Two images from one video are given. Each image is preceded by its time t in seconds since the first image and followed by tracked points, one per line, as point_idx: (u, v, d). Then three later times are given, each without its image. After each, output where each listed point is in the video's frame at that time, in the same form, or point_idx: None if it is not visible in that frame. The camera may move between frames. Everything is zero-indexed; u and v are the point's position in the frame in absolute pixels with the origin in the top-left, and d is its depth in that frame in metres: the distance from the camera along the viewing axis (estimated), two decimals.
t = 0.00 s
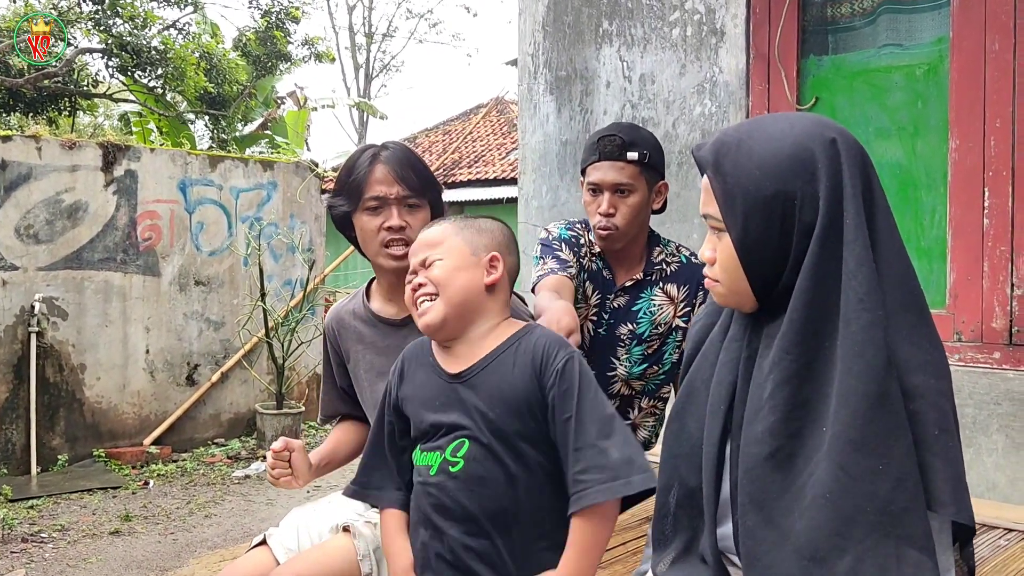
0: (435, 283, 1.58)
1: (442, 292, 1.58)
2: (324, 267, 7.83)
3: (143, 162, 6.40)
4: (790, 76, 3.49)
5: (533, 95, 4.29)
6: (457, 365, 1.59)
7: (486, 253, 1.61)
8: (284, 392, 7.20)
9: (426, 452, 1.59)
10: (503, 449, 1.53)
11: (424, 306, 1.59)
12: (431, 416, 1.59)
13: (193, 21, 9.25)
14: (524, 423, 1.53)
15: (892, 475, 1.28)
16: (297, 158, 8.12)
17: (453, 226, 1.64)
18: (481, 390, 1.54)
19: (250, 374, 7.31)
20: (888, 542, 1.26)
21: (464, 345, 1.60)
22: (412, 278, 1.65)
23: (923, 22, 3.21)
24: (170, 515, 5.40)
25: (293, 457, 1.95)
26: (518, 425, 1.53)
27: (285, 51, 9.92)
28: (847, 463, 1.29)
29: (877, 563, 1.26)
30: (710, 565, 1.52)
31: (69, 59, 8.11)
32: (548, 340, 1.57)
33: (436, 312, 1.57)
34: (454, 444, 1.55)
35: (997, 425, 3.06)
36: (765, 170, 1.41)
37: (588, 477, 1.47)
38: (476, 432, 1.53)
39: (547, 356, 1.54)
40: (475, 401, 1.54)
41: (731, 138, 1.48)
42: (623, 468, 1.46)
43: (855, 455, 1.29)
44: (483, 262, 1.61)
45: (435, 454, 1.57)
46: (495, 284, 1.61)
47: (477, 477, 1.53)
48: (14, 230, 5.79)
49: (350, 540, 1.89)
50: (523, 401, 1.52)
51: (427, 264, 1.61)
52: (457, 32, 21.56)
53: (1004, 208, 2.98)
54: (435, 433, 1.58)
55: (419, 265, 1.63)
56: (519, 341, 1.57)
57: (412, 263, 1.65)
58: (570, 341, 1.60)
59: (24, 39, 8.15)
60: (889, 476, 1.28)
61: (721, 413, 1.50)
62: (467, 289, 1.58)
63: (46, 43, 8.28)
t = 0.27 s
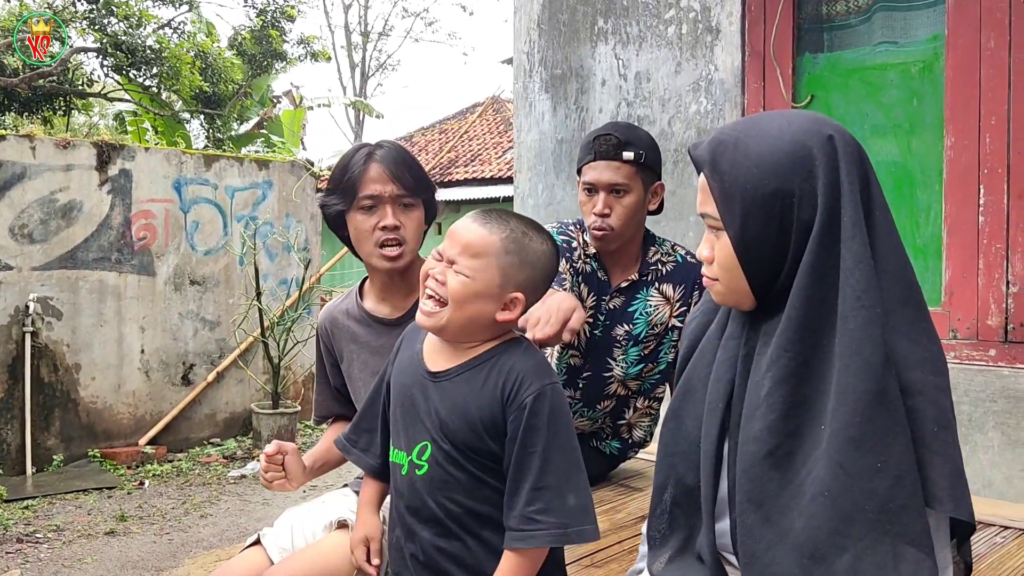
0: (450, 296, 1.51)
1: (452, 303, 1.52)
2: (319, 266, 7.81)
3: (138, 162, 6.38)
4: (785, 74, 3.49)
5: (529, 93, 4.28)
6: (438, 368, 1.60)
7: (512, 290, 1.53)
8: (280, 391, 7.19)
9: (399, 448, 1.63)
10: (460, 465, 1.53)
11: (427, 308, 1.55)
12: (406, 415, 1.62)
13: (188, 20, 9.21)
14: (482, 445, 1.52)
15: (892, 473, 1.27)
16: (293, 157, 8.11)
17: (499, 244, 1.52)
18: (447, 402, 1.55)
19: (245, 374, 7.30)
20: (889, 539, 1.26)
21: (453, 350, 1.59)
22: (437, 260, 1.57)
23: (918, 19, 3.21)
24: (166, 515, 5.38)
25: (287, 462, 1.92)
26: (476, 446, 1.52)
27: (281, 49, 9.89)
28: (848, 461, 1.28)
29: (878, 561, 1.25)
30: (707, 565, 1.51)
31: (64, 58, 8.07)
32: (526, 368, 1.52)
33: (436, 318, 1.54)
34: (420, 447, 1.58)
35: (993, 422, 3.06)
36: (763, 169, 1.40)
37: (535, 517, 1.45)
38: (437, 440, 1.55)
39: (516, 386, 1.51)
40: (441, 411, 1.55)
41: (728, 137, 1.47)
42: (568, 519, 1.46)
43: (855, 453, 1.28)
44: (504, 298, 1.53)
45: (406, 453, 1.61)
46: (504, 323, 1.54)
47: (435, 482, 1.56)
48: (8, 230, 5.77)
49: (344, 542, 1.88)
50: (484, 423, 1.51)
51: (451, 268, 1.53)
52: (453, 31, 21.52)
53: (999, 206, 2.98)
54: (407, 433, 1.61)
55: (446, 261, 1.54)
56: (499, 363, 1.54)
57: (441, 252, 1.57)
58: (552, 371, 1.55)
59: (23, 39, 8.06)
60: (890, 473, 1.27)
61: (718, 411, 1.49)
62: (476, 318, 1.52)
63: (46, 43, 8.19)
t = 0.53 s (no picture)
0: (434, 291, 1.48)
1: (436, 296, 1.48)
2: (318, 264, 7.81)
3: (136, 160, 6.37)
4: (785, 72, 3.49)
5: (528, 91, 4.28)
6: (400, 373, 1.57)
7: (499, 297, 1.50)
8: (279, 389, 7.18)
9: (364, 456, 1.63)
10: (423, 477, 1.51)
11: (408, 299, 1.52)
12: (367, 422, 1.61)
13: (187, 18, 9.19)
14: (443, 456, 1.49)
15: (895, 470, 1.27)
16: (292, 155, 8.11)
17: (492, 246, 1.48)
18: (405, 412, 1.52)
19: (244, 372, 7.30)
20: (891, 537, 1.26)
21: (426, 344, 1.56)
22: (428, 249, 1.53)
23: (918, 17, 3.21)
24: (165, 513, 5.37)
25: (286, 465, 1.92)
26: (437, 455, 1.49)
27: (279, 48, 9.88)
28: (850, 460, 1.28)
29: (880, 558, 1.25)
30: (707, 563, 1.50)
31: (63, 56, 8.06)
32: (488, 376, 1.48)
33: (417, 309, 1.51)
34: (377, 458, 1.58)
35: (992, 420, 3.06)
36: (766, 166, 1.40)
37: (518, 533, 1.44)
38: (395, 453, 1.54)
39: (476, 396, 1.47)
40: (399, 421, 1.53)
41: (730, 133, 1.46)
42: (557, 530, 1.46)
43: (856, 452, 1.28)
44: (490, 302, 1.50)
45: (367, 461, 1.61)
46: (485, 327, 1.51)
47: (396, 493, 1.55)
48: (6, 227, 5.76)
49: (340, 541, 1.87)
50: (443, 434, 1.48)
51: (439, 263, 1.49)
52: (451, 30, 21.52)
53: (999, 204, 2.98)
54: (368, 442, 1.60)
55: (434, 255, 1.51)
56: (461, 370, 1.50)
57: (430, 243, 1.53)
58: (515, 376, 1.49)
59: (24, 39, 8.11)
60: (893, 471, 1.27)
61: (719, 407, 1.49)
62: (458, 318, 1.49)
63: (47, 43, 8.20)
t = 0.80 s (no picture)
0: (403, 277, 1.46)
1: (413, 287, 1.47)
2: (316, 260, 7.81)
3: (135, 155, 6.36)
4: (784, 68, 3.49)
5: (527, 86, 4.28)
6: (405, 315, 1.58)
7: (471, 260, 1.45)
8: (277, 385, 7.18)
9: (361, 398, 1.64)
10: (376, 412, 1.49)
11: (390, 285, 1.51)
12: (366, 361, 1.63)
13: (186, 14, 9.16)
14: (399, 390, 1.46)
15: (893, 461, 1.28)
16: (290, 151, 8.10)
17: (446, 216, 1.42)
18: (387, 344, 1.53)
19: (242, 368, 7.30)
20: (889, 527, 1.27)
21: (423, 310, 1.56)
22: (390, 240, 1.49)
23: (917, 13, 3.22)
24: (163, 508, 5.38)
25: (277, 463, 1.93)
26: (395, 389, 1.47)
27: (278, 44, 9.86)
28: (849, 451, 1.28)
29: (878, 548, 1.26)
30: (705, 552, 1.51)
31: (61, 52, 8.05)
32: (463, 323, 1.44)
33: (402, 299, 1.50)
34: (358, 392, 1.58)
35: (990, 415, 3.07)
36: (767, 157, 1.41)
37: (436, 479, 1.33)
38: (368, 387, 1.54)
39: (444, 336, 1.43)
40: (380, 351, 1.53)
41: (731, 125, 1.47)
42: (477, 492, 1.34)
43: (854, 443, 1.28)
44: (466, 268, 1.46)
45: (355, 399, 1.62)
46: (470, 293, 1.48)
47: (357, 428, 1.53)
48: (5, 222, 5.76)
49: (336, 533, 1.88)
50: (405, 367, 1.46)
51: (399, 246, 1.46)
52: (451, 27, 21.51)
53: (997, 199, 3.00)
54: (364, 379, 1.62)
55: (394, 238, 1.47)
56: (439, 316, 1.47)
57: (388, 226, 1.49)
58: (494, 334, 1.44)
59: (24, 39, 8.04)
60: (891, 462, 1.28)
61: (717, 398, 1.49)
62: (439, 296, 1.46)
63: (47, 44, 8.10)
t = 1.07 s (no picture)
0: (414, 254, 1.51)
1: (423, 265, 1.51)
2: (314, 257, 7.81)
3: (133, 151, 6.36)
4: (781, 65, 3.50)
5: (525, 83, 4.27)
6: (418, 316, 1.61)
7: (478, 229, 1.51)
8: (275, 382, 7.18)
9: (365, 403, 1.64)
10: (413, 416, 1.51)
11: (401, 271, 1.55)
12: (376, 364, 1.63)
13: (183, 11, 9.13)
14: (441, 393, 1.49)
15: (886, 456, 1.28)
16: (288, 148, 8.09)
17: (448, 184, 1.51)
18: (410, 347, 1.55)
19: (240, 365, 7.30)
20: (881, 522, 1.27)
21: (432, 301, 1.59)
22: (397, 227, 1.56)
23: (914, 10, 3.22)
24: (160, 505, 5.38)
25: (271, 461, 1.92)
26: (436, 392, 1.50)
27: (276, 41, 9.81)
28: (842, 447, 1.28)
29: (871, 543, 1.27)
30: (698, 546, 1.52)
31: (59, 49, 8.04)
32: (501, 317, 1.50)
33: (414, 282, 1.53)
34: (375, 398, 1.59)
35: (986, 412, 3.08)
36: (762, 152, 1.41)
37: (515, 477, 1.40)
38: (391, 393, 1.55)
39: (487, 334, 1.48)
40: (404, 356, 1.55)
41: (726, 119, 1.47)
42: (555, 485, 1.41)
43: (848, 438, 1.29)
44: (474, 238, 1.51)
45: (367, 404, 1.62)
46: (481, 264, 1.53)
47: (383, 435, 1.54)
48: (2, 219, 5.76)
49: (336, 526, 1.91)
50: (445, 370, 1.49)
51: (408, 226, 1.52)
52: (449, 25, 21.49)
53: (993, 196, 3.01)
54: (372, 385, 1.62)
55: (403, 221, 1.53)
56: (471, 313, 1.52)
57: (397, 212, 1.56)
58: (533, 324, 1.51)
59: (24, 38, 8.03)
60: (884, 457, 1.28)
61: (711, 393, 1.50)
62: (451, 270, 1.51)
63: (47, 44, 8.07)
